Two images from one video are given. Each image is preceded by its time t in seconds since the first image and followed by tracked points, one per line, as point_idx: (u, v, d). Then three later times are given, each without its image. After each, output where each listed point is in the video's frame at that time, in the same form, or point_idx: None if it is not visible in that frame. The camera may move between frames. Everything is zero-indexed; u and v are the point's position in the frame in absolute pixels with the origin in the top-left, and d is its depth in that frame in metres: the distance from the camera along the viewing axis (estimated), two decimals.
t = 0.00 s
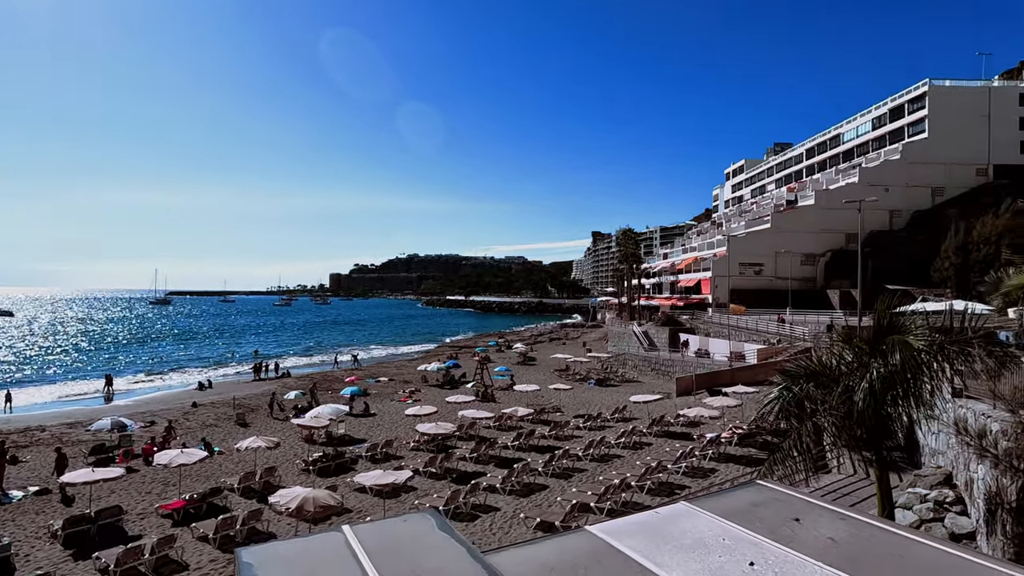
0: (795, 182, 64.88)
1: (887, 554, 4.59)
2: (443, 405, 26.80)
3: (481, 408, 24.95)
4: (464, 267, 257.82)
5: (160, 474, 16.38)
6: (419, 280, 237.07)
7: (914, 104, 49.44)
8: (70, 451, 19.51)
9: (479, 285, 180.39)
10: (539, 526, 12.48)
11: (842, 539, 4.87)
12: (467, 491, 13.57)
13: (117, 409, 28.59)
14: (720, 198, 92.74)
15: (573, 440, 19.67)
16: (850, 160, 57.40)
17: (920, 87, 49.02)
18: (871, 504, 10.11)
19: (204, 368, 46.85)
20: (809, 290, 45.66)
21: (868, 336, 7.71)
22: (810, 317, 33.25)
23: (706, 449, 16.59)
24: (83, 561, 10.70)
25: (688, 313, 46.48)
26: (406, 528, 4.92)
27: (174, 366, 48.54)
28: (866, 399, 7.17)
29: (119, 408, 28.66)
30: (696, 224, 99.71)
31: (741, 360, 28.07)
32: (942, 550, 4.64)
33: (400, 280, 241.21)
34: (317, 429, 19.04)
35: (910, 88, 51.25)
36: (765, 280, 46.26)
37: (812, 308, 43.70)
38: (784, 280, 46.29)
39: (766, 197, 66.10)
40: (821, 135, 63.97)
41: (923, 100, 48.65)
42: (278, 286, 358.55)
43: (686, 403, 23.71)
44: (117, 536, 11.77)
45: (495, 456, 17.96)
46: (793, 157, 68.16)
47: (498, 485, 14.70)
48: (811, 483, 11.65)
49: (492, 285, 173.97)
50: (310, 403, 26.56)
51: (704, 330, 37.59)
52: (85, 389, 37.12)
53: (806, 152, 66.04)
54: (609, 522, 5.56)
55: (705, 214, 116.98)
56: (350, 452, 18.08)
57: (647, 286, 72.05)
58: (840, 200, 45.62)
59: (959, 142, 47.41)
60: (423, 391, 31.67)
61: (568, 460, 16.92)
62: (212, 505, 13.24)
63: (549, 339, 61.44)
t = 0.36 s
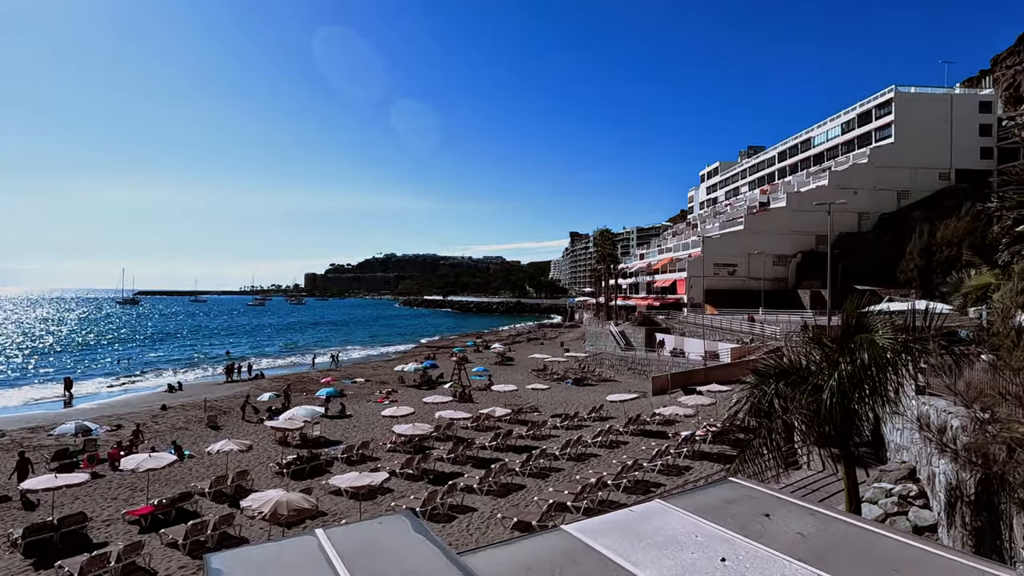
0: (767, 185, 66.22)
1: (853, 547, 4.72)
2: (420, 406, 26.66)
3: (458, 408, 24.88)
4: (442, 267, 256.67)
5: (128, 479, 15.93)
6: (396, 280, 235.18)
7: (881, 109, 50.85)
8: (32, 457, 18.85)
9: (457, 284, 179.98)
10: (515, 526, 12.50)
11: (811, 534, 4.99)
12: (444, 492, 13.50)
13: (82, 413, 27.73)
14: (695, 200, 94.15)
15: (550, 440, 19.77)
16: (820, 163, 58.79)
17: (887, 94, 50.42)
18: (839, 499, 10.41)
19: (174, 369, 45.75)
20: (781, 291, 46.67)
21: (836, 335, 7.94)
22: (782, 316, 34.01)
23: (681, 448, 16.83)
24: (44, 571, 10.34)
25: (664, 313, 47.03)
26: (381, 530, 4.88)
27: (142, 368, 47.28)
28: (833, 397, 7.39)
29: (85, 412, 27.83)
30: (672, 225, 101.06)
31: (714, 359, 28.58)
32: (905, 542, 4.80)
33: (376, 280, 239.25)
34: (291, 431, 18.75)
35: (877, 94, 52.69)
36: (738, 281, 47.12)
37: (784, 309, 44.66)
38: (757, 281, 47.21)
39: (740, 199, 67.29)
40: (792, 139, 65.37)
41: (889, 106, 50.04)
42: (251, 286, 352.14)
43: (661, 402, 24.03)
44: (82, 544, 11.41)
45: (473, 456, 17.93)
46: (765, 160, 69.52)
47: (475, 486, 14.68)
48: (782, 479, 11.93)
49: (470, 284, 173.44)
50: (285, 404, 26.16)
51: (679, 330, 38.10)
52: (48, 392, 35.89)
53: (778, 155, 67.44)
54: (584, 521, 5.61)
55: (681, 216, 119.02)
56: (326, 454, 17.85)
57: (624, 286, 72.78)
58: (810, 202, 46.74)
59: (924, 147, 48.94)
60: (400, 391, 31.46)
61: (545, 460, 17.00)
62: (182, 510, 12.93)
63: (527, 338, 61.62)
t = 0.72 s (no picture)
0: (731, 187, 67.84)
1: (809, 538, 4.89)
2: (388, 406, 26.36)
3: (427, 409, 24.70)
4: (411, 266, 254.34)
5: (79, 486, 15.26)
6: (364, 279, 231.95)
7: (838, 115, 52.64)
8: None
9: (427, 284, 178.56)
10: (485, 525, 12.49)
11: (770, 526, 5.14)
12: (413, 492, 13.38)
13: (30, 418, 26.47)
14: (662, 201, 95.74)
15: (519, 439, 19.82)
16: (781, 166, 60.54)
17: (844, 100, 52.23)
18: (798, 492, 10.78)
19: (130, 372, 44.05)
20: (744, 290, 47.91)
21: (795, 333, 8.21)
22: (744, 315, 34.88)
23: (648, 444, 17.12)
24: None
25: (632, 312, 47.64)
26: (347, 533, 4.82)
27: (96, 370, 45.38)
28: (792, 393, 7.65)
29: (33, 417, 26.54)
30: (640, 226, 102.53)
31: (680, 357, 29.13)
32: (858, 532, 5.00)
33: (344, 279, 235.49)
34: (254, 433, 18.29)
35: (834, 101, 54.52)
36: (703, 280, 48.16)
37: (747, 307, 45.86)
38: (721, 280, 48.35)
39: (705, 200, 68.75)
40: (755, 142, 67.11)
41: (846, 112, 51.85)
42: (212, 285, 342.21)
43: (629, 400, 24.37)
44: (29, 555, 10.88)
45: (442, 457, 17.84)
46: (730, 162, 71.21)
47: (444, 486, 14.62)
48: (745, 473, 12.28)
49: (439, 283, 172.13)
50: (248, 407, 25.50)
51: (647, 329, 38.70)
52: None
53: (741, 157, 69.14)
54: (552, 518, 5.65)
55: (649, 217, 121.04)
56: (291, 457, 17.48)
57: (593, 286, 73.52)
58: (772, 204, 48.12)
59: (878, 152, 50.91)
60: (367, 392, 31.03)
61: (514, 459, 17.03)
62: (139, 518, 12.48)
63: (497, 338, 61.61)
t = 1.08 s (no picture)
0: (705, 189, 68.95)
1: (778, 532, 5.00)
2: (364, 408, 26.09)
3: (404, 410, 24.53)
4: (388, 266, 252.09)
5: (40, 493, 14.74)
6: (339, 279, 228.94)
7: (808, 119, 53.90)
8: None
9: (404, 284, 177.18)
10: (461, 526, 12.46)
11: (741, 522, 5.24)
12: (389, 494, 13.28)
13: None
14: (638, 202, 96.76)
15: (496, 439, 19.84)
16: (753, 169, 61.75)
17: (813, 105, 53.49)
18: (768, 488, 11.03)
19: (95, 375, 42.72)
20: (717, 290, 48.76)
21: (766, 333, 8.41)
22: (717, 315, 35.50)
23: (624, 443, 17.33)
24: None
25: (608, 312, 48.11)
26: (322, 535, 4.77)
27: (59, 373, 43.87)
28: (762, 391, 7.84)
29: None
30: (617, 227, 103.49)
31: (656, 357, 29.50)
32: (825, 526, 5.14)
33: (319, 279, 232.00)
34: (225, 437, 17.93)
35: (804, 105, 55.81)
36: (678, 280, 48.84)
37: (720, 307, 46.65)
38: (696, 281, 49.10)
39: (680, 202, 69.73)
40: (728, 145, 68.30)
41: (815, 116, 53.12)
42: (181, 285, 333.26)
43: (605, 399, 24.58)
44: None
45: (418, 457, 17.75)
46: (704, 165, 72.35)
47: (420, 487, 14.55)
48: (718, 470, 12.52)
49: (416, 283, 170.93)
50: (219, 409, 24.97)
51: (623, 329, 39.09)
52: None
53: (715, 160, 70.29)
54: (528, 517, 5.67)
55: (625, 218, 122.13)
56: (263, 460, 17.16)
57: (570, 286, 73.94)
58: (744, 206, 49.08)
59: (845, 156, 52.32)
60: (343, 393, 30.66)
61: (491, 459, 17.03)
62: (104, 525, 12.12)
63: (474, 338, 61.51)
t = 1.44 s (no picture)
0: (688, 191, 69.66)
1: (756, 530, 5.08)
2: (347, 409, 25.90)
3: (387, 411, 24.40)
4: (371, 266, 250.32)
5: (10, 499, 14.36)
6: (322, 280, 226.66)
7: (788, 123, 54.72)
8: None
9: (387, 284, 175.98)
10: (444, 527, 12.43)
11: (720, 520, 5.31)
12: (371, 496, 13.19)
13: None
14: (622, 203, 97.42)
15: (480, 440, 19.81)
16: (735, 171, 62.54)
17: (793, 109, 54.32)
18: (749, 486, 11.19)
19: (70, 377, 41.72)
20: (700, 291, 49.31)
21: (743, 334, 8.53)
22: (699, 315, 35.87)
23: (607, 442, 17.44)
24: None
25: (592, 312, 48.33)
26: (300, 538, 4.72)
27: (31, 376, 42.77)
28: (741, 390, 7.95)
29: None
30: (601, 227, 104.04)
31: (639, 357, 29.73)
32: (802, 523, 5.22)
33: (301, 280, 229.67)
34: (204, 439, 17.66)
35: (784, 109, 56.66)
36: (661, 281, 49.30)
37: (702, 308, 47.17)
38: (678, 282, 49.60)
39: (663, 203, 70.35)
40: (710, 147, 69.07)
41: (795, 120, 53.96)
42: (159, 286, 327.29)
43: (589, 400, 24.70)
44: None
45: (401, 459, 17.67)
46: (686, 167, 73.09)
47: (403, 489, 14.47)
48: (700, 469, 12.65)
49: (400, 284, 169.84)
50: (198, 412, 24.58)
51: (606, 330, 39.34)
52: None
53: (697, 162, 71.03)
54: (509, 517, 5.68)
55: (609, 219, 122.96)
56: (244, 463, 16.93)
57: (554, 286, 74.16)
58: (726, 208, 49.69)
59: (824, 159, 53.24)
60: (325, 395, 30.39)
61: (475, 460, 17.01)
62: (77, 530, 11.87)
63: (458, 339, 61.42)
